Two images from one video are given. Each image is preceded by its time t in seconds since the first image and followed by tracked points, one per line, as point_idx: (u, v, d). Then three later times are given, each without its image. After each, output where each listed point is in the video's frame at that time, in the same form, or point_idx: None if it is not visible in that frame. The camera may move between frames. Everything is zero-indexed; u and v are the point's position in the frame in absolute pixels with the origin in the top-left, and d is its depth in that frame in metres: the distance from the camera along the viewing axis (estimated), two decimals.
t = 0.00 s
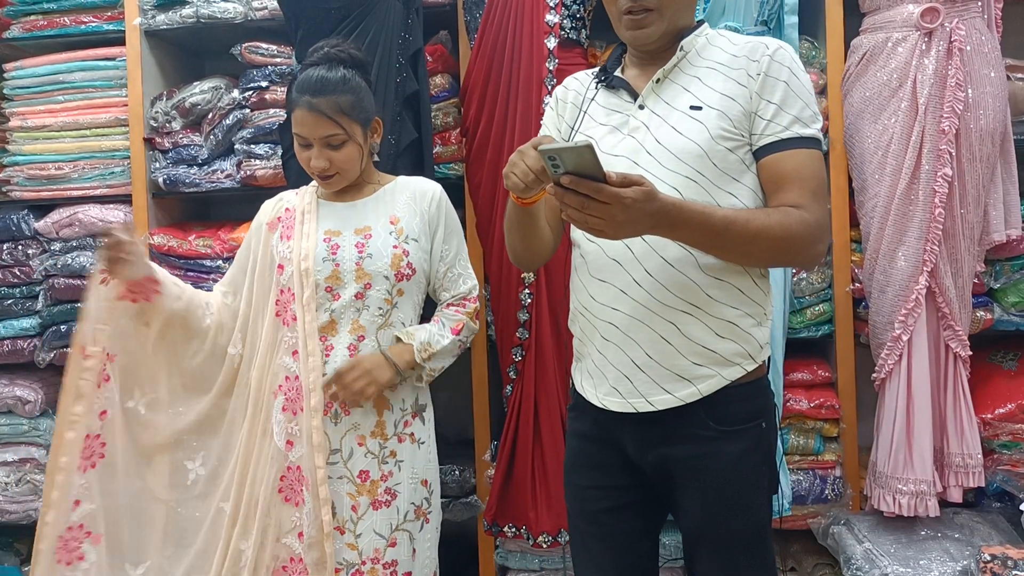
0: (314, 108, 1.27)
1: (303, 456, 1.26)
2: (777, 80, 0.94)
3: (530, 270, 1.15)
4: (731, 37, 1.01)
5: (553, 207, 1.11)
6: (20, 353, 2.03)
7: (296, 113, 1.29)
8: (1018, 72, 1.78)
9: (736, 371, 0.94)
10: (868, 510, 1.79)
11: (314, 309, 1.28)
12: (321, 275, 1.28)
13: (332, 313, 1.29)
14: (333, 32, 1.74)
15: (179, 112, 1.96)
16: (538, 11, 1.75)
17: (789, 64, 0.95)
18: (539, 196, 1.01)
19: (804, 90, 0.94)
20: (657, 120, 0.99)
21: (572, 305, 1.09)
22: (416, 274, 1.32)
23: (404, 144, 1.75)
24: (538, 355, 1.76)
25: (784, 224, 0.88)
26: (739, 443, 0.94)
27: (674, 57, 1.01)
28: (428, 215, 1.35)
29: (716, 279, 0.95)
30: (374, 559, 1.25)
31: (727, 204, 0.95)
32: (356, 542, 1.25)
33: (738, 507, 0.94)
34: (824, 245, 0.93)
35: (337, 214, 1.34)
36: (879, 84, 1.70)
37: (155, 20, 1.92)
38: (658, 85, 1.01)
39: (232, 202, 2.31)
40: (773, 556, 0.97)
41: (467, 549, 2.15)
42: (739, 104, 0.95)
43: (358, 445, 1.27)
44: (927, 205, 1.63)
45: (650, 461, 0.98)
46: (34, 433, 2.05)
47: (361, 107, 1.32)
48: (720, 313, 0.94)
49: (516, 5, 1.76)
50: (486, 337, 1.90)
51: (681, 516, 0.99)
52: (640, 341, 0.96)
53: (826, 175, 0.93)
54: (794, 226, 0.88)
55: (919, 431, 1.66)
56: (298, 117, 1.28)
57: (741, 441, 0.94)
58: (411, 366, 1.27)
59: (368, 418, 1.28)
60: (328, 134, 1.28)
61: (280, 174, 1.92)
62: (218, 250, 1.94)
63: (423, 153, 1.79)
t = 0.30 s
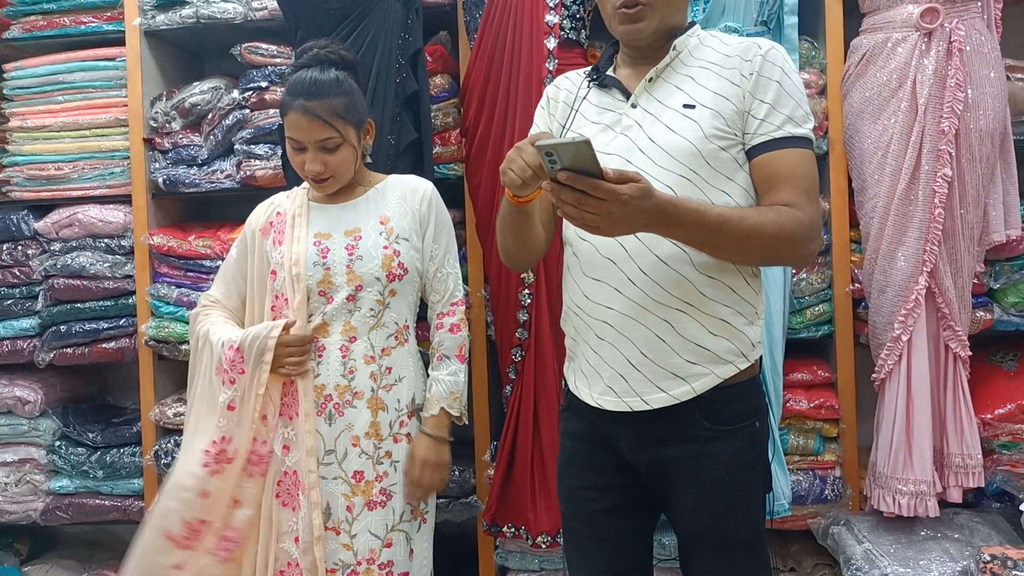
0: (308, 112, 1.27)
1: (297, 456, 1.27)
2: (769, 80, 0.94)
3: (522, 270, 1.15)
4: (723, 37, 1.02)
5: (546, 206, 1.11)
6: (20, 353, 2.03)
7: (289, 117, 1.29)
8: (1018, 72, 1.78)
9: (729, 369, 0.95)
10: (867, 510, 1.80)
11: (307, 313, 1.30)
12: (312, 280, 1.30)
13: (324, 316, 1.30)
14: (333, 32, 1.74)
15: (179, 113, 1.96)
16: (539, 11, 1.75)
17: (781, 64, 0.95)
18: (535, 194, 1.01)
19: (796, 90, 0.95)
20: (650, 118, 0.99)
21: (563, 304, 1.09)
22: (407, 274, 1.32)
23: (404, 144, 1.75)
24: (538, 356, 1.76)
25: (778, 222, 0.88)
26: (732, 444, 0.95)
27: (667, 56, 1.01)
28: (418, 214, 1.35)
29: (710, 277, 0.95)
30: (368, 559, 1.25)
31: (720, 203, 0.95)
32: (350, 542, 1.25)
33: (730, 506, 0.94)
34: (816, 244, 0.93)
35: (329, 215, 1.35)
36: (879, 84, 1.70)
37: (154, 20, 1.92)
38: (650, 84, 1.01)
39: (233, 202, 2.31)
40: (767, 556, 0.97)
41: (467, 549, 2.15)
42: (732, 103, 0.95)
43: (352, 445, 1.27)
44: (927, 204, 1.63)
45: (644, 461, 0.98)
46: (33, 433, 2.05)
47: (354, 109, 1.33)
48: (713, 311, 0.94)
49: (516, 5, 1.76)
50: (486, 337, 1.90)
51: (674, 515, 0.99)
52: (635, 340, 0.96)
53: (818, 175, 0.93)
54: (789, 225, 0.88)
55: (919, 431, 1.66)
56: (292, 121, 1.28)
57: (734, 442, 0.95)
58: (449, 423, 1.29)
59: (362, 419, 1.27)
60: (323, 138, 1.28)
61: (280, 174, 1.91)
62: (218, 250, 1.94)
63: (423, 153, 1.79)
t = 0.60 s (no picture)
0: (304, 114, 1.27)
1: (306, 459, 1.28)
2: (755, 82, 0.95)
3: (508, 271, 1.13)
4: (707, 41, 1.02)
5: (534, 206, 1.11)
6: (19, 353, 2.03)
7: (284, 120, 1.29)
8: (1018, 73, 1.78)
9: (717, 370, 0.95)
10: (867, 510, 1.80)
11: (305, 312, 1.31)
12: (306, 278, 1.30)
13: (320, 316, 1.31)
14: (332, 32, 1.74)
15: (178, 113, 1.96)
16: (538, 11, 1.75)
17: (766, 67, 0.96)
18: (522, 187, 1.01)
19: (782, 92, 0.96)
20: (638, 120, 0.98)
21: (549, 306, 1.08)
22: (402, 274, 1.33)
23: (404, 144, 1.75)
24: (538, 356, 1.75)
25: (766, 222, 0.88)
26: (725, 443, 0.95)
27: (654, 58, 1.01)
28: (412, 213, 1.36)
29: (700, 278, 0.95)
30: (377, 557, 1.26)
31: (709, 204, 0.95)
32: (359, 540, 1.26)
33: (719, 507, 0.94)
34: (803, 246, 0.93)
35: (322, 215, 1.36)
36: (879, 84, 1.70)
37: (155, 20, 1.92)
38: (637, 85, 1.01)
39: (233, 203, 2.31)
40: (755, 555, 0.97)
41: (466, 550, 2.15)
42: (720, 105, 0.95)
43: (356, 445, 1.27)
44: (926, 205, 1.63)
45: (632, 462, 0.97)
46: (33, 433, 2.05)
47: (350, 109, 1.33)
48: (703, 312, 0.95)
49: (516, 6, 1.76)
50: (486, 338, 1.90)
51: (661, 513, 0.99)
52: (625, 340, 0.96)
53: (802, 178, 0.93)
54: (776, 224, 0.88)
55: (919, 432, 1.66)
56: (287, 123, 1.28)
57: (722, 442, 0.95)
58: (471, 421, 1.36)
59: (364, 418, 1.28)
60: (319, 140, 1.29)
61: (280, 174, 1.91)
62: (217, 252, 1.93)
63: (422, 153, 1.79)
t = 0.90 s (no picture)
0: (299, 108, 1.27)
1: (304, 457, 1.29)
2: (734, 87, 0.96)
3: (491, 277, 1.12)
4: (684, 47, 1.04)
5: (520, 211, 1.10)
6: (19, 353, 2.03)
7: (279, 114, 1.28)
8: (1018, 73, 1.78)
9: (703, 369, 0.95)
10: (867, 511, 1.80)
11: (295, 309, 1.32)
12: (297, 271, 1.31)
13: (311, 312, 1.31)
14: (332, 31, 1.74)
15: (178, 113, 1.96)
16: (538, 11, 1.75)
17: (744, 72, 0.98)
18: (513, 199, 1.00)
19: (759, 96, 0.97)
20: (621, 122, 0.98)
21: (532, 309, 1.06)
22: (392, 269, 1.32)
23: (404, 144, 1.75)
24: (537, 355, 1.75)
25: (751, 220, 0.89)
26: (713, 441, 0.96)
27: (634, 62, 1.02)
28: (404, 208, 1.35)
29: (686, 276, 0.95)
30: (380, 550, 1.28)
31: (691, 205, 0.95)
32: (361, 536, 1.28)
33: (705, 508, 0.95)
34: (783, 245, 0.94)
35: (313, 210, 1.35)
36: (879, 84, 1.69)
37: (154, 20, 1.92)
38: (618, 89, 1.01)
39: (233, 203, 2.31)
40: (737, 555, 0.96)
41: (466, 550, 2.15)
42: (701, 107, 0.96)
43: (354, 442, 1.28)
44: (926, 205, 1.63)
45: (616, 465, 0.97)
46: (33, 433, 2.05)
47: (343, 102, 1.33)
48: (689, 311, 0.95)
49: (516, 5, 1.76)
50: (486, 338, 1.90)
51: (645, 517, 0.98)
52: (614, 339, 0.95)
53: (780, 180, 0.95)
54: (761, 223, 0.89)
55: (919, 431, 1.66)
56: (282, 118, 1.28)
57: (706, 441, 0.96)
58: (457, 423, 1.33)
59: (360, 415, 1.28)
60: (314, 133, 1.29)
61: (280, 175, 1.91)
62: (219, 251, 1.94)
63: (422, 153, 1.79)
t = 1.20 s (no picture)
0: (292, 110, 1.27)
1: (296, 457, 1.30)
2: (715, 91, 0.97)
3: (477, 278, 1.12)
4: (664, 53, 1.04)
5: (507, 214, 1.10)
6: (19, 354, 2.03)
7: (272, 117, 1.29)
8: (1017, 73, 1.78)
9: (686, 373, 0.96)
10: (867, 511, 1.80)
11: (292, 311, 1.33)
12: (291, 276, 1.32)
13: (306, 315, 1.31)
14: (332, 33, 1.73)
15: (178, 113, 1.96)
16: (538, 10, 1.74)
17: (724, 77, 0.99)
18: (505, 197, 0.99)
19: (739, 101, 0.98)
20: (604, 127, 0.98)
21: (515, 314, 1.06)
22: (387, 268, 1.32)
23: (403, 145, 1.75)
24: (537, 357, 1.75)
25: (735, 223, 0.89)
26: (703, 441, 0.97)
27: (615, 69, 1.02)
28: (395, 207, 1.34)
29: (670, 280, 0.96)
30: (366, 555, 1.28)
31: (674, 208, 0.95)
32: (348, 538, 1.28)
33: (687, 513, 0.94)
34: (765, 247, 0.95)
35: (307, 213, 1.36)
36: (878, 85, 1.69)
37: (154, 21, 1.92)
38: (600, 94, 1.01)
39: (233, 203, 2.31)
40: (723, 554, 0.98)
41: (465, 550, 2.15)
42: (682, 112, 0.97)
43: (344, 444, 1.29)
44: (926, 205, 1.63)
45: (599, 468, 0.98)
46: (33, 434, 2.05)
47: (335, 103, 1.33)
48: (673, 314, 0.95)
49: (516, 5, 1.75)
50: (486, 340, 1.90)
51: (627, 518, 0.98)
52: (600, 342, 0.95)
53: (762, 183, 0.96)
54: (745, 226, 0.90)
55: (919, 431, 1.66)
56: (275, 120, 1.28)
57: (687, 445, 0.96)
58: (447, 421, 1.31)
59: (353, 417, 1.29)
60: (307, 135, 1.29)
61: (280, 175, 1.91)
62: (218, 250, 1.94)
63: (422, 153, 1.79)
